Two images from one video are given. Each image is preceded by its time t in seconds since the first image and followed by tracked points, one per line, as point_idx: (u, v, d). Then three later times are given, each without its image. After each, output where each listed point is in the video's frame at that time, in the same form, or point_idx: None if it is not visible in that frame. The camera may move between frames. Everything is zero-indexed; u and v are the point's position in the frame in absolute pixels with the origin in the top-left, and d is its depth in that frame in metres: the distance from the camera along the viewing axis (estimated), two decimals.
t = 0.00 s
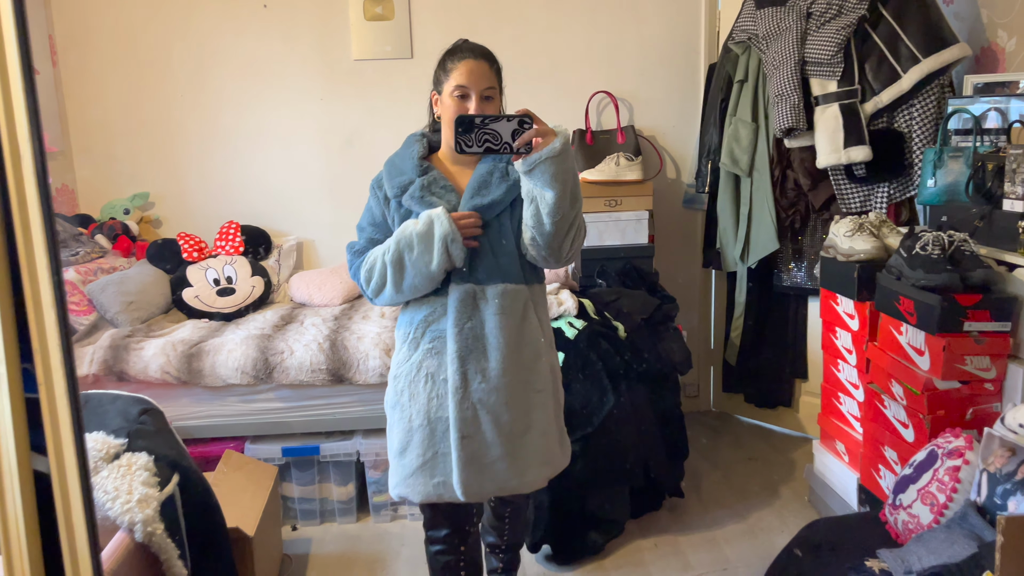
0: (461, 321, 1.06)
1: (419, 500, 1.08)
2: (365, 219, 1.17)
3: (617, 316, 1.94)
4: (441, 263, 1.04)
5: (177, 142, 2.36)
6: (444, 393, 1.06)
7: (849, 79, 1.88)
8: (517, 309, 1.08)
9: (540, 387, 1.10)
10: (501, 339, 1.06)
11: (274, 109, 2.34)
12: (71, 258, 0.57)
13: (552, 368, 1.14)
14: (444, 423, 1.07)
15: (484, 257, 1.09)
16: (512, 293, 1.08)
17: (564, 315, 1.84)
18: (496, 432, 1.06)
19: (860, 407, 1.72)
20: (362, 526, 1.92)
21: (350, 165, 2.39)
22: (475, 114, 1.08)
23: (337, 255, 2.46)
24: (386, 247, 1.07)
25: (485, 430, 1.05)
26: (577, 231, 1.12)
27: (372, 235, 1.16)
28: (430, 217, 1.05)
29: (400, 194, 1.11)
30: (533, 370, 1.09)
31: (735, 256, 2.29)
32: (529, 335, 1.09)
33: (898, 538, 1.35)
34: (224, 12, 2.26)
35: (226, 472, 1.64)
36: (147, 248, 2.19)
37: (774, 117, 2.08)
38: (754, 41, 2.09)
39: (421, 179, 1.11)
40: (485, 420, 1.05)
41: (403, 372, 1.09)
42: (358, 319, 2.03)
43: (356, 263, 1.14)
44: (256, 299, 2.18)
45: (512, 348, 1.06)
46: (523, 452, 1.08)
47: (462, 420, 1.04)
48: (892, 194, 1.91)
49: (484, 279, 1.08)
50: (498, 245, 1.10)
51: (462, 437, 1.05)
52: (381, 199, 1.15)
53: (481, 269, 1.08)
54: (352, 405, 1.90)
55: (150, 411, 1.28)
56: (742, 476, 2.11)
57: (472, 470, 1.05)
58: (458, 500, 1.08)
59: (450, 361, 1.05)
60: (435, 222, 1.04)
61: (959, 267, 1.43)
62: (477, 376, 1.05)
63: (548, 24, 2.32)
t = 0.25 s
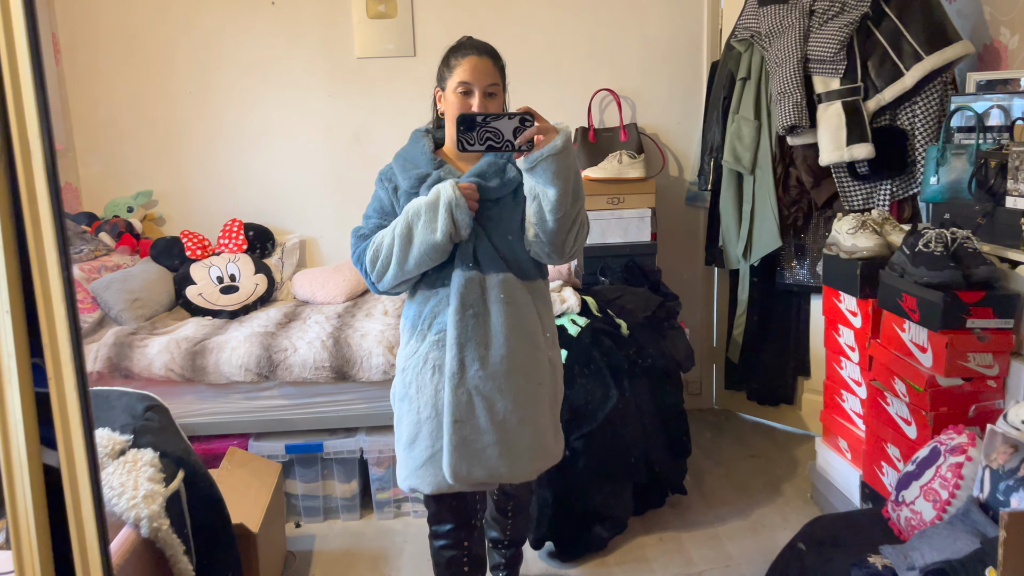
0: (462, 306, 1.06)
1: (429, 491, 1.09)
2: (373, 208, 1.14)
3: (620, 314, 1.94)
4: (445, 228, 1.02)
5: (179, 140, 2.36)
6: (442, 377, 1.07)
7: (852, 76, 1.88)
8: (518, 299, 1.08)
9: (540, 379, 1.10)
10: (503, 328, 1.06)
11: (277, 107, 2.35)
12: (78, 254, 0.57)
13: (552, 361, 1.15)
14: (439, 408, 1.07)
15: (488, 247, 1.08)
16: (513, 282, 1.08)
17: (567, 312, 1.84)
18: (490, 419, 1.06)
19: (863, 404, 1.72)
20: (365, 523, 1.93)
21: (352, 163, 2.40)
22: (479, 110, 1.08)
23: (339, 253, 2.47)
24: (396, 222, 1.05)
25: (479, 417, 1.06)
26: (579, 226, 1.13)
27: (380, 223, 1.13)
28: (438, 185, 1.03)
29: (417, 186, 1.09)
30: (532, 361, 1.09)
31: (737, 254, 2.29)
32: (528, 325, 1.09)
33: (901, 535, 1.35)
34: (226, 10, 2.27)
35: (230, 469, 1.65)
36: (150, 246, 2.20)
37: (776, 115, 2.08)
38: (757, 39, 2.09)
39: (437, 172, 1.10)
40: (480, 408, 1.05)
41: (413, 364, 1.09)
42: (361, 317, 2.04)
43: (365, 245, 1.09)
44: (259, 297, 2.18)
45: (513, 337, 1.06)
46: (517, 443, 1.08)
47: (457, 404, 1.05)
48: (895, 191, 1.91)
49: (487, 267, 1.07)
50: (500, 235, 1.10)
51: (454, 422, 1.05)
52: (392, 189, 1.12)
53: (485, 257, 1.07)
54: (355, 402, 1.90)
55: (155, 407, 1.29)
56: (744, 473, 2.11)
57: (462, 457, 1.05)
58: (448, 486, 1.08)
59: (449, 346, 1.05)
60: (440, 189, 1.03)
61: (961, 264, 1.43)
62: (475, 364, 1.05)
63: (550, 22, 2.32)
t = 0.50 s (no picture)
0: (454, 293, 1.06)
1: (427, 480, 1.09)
2: (374, 201, 1.14)
3: (619, 314, 1.94)
4: (438, 212, 0.99)
5: (179, 140, 2.36)
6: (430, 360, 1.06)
7: (851, 76, 1.88)
8: (511, 290, 1.09)
9: (525, 369, 1.11)
10: (494, 315, 1.06)
11: (276, 106, 2.35)
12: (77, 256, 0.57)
13: (541, 355, 1.15)
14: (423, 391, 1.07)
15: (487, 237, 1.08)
16: (506, 274, 1.08)
17: (567, 312, 1.82)
18: (473, 405, 1.06)
19: (861, 404, 1.72)
20: (364, 522, 1.93)
21: (351, 163, 2.40)
22: (477, 110, 1.08)
23: (338, 253, 2.46)
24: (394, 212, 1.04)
25: (462, 402, 1.05)
26: (579, 224, 1.13)
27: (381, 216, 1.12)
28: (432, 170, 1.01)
29: (422, 178, 1.08)
30: (519, 349, 1.09)
31: (736, 253, 2.29)
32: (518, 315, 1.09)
33: (899, 535, 1.35)
34: (225, 10, 2.27)
35: (230, 470, 1.65)
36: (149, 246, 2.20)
37: (775, 115, 2.08)
38: (756, 38, 2.10)
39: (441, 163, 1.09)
40: (464, 393, 1.05)
41: (417, 351, 1.09)
42: (361, 316, 2.04)
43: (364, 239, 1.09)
44: (258, 297, 2.18)
45: (503, 328, 1.07)
46: (498, 431, 1.08)
47: (442, 389, 1.04)
48: (893, 190, 1.91)
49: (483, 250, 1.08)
50: (501, 226, 1.10)
51: (439, 407, 1.04)
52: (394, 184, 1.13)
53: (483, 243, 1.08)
54: (354, 402, 1.90)
55: (154, 407, 1.29)
56: (743, 472, 2.11)
57: (444, 441, 1.04)
58: (426, 470, 1.07)
59: (441, 330, 1.04)
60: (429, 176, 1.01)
61: (960, 264, 1.43)
62: (465, 348, 1.05)
63: (550, 22, 2.32)
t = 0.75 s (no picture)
0: (460, 298, 1.06)
1: (428, 478, 1.09)
2: (377, 198, 1.14)
3: (623, 311, 1.94)
4: (456, 219, 1.02)
5: (183, 138, 2.37)
6: (438, 369, 1.08)
7: (855, 73, 1.88)
8: (516, 293, 1.09)
9: (535, 372, 1.11)
10: (497, 321, 1.07)
11: (280, 104, 2.35)
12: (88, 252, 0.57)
13: (550, 356, 1.15)
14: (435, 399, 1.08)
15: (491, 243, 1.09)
16: (512, 275, 1.09)
17: (570, 309, 1.83)
18: (485, 411, 1.06)
19: (866, 400, 1.73)
20: (369, 519, 1.94)
21: (355, 161, 2.40)
22: (482, 108, 1.08)
23: (342, 250, 2.47)
24: (404, 210, 1.04)
25: (474, 408, 1.06)
26: (582, 223, 1.12)
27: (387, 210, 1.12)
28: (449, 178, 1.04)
29: (426, 173, 1.08)
30: (528, 353, 1.09)
31: (740, 251, 2.29)
32: (524, 318, 1.09)
33: (904, 531, 1.36)
34: (229, 8, 2.27)
35: (235, 466, 1.66)
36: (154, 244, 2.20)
37: (779, 112, 2.08)
38: (760, 36, 2.10)
39: (445, 160, 1.10)
40: (475, 399, 1.06)
41: (419, 355, 1.10)
42: (365, 314, 2.04)
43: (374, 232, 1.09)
44: (263, 294, 2.18)
45: (509, 331, 1.07)
46: (512, 435, 1.08)
47: (452, 395, 1.05)
48: (898, 187, 1.91)
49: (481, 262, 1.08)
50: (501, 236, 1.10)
51: (450, 413, 1.05)
52: (397, 180, 1.12)
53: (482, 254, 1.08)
54: (359, 399, 1.91)
55: (161, 404, 1.29)
56: (747, 469, 2.12)
57: (458, 448, 1.06)
58: (442, 476, 1.08)
59: (445, 339, 1.06)
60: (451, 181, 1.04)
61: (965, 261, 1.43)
62: (471, 356, 1.05)
63: (553, 20, 2.32)
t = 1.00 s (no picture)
0: (463, 290, 1.06)
1: (419, 470, 1.09)
2: (376, 197, 1.13)
3: (623, 310, 1.94)
4: (466, 215, 1.03)
5: (183, 138, 2.36)
6: (435, 361, 1.07)
7: (854, 73, 1.89)
8: (517, 289, 1.09)
9: (532, 369, 1.11)
10: (497, 315, 1.07)
11: (280, 103, 2.35)
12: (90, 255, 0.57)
13: (548, 353, 1.16)
14: (430, 391, 1.08)
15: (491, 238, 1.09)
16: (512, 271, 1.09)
17: (571, 309, 1.85)
18: (481, 405, 1.06)
19: (866, 399, 1.73)
20: (370, 518, 1.94)
21: (355, 160, 2.40)
22: (480, 107, 1.08)
23: (342, 250, 2.47)
24: (411, 209, 1.04)
25: (470, 402, 1.06)
26: (579, 223, 1.12)
27: (390, 208, 1.11)
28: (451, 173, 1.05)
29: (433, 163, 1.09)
30: (526, 349, 1.10)
31: (740, 250, 2.30)
32: (523, 313, 1.10)
33: (904, 530, 1.36)
34: (228, 8, 2.27)
35: (237, 466, 1.66)
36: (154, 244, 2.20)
37: (779, 111, 2.08)
38: (760, 35, 2.10)
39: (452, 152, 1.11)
40: (472, 394, 1.06)
41: (422, 352, 1.09)
42: (366, 313, 2.05)
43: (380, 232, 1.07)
44: (263, 294, 2.18)
45: (509, 326, 1.07)
46: (506, 431, 1.08)
47: (450, 387, 1.05)
48: (898, 186, 1.92)
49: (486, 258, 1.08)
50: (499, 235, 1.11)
51: (447, 405, 1.05)
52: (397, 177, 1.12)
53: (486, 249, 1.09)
54: (360, 398, 1.91)
55: (163, 404, 1.29)
56: (747, 468, 2.12)
57: (453, 441, 1.05)
58: (437, 471, 1.08)
59: (446, 331, 1.05)
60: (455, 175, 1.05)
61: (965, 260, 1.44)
62: (471, 349, 1.05)
63: (553, 19, 2.32)
